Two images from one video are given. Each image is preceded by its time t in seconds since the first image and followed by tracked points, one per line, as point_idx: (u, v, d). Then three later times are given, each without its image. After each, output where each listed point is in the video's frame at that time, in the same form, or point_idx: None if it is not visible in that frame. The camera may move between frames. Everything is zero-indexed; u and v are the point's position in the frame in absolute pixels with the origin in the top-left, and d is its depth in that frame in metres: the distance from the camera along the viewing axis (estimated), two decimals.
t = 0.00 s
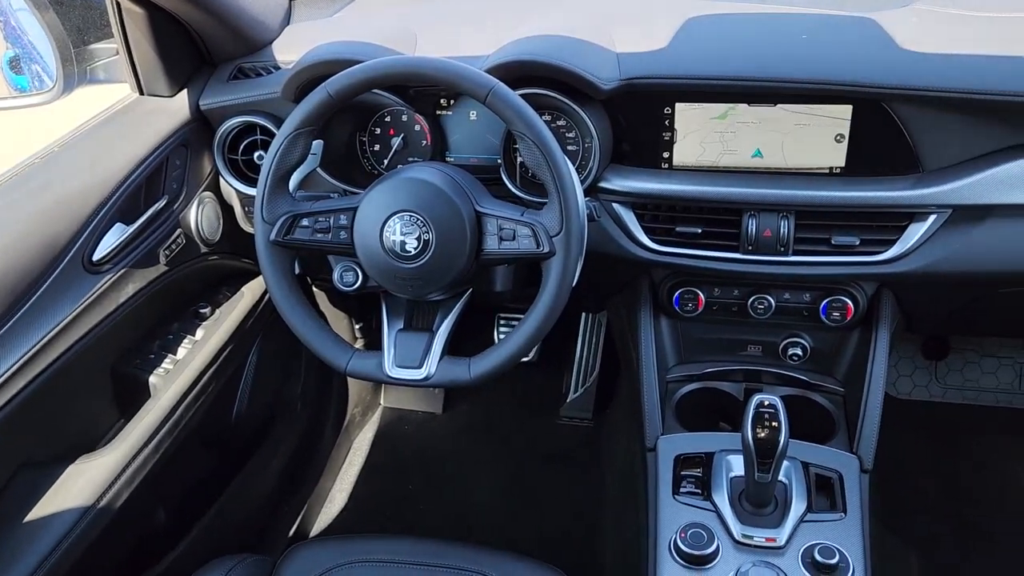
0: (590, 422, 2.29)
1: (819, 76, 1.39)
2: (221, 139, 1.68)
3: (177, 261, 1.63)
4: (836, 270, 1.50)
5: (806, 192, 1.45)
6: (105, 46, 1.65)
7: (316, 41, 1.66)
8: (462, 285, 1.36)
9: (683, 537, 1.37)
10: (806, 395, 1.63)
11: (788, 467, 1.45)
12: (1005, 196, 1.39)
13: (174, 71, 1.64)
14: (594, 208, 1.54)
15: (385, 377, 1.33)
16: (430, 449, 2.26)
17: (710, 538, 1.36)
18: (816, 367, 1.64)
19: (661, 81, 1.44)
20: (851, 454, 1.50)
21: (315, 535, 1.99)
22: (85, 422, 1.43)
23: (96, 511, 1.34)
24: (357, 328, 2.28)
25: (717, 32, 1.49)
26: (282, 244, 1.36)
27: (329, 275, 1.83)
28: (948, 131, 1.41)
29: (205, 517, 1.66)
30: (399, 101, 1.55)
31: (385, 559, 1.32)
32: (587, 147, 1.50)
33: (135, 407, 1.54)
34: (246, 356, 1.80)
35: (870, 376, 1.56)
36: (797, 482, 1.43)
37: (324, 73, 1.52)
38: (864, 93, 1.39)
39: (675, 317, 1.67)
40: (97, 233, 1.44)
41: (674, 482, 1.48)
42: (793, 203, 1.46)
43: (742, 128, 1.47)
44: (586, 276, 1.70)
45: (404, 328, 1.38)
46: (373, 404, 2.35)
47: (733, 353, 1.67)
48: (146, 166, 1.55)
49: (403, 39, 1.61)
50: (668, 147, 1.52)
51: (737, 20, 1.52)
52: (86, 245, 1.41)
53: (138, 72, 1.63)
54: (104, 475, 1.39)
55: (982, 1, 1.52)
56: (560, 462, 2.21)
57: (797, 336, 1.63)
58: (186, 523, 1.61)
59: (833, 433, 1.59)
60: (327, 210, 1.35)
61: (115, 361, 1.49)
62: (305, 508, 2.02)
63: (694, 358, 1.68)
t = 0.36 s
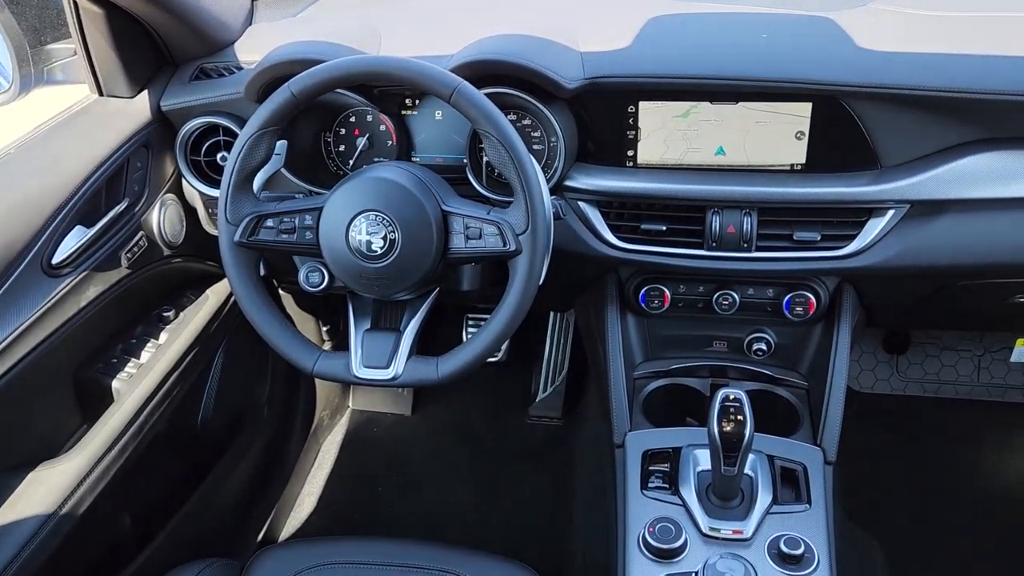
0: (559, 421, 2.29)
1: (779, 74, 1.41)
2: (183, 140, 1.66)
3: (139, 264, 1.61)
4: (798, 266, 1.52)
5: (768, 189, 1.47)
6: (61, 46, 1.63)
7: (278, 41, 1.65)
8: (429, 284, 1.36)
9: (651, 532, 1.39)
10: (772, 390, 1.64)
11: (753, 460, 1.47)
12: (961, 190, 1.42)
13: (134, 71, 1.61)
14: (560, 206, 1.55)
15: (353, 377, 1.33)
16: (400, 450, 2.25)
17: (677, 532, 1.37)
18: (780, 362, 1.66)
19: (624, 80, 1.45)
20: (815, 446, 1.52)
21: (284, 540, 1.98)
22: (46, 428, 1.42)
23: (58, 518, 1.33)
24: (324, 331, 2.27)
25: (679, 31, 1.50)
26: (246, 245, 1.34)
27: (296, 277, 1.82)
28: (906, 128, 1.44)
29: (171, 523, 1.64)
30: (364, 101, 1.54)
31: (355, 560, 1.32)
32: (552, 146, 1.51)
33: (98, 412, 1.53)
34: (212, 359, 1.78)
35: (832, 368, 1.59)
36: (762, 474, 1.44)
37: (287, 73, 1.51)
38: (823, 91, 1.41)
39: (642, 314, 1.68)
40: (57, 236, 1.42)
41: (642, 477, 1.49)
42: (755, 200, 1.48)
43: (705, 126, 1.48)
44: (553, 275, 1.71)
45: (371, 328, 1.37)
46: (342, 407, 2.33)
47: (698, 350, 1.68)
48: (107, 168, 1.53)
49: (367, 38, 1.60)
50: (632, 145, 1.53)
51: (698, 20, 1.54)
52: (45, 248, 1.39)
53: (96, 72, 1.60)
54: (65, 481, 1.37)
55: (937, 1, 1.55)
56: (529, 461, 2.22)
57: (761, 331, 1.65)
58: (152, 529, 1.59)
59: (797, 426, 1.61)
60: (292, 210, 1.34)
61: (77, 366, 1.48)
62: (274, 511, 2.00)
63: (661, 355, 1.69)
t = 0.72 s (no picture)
0: (528, 421, 2.29)
1: (740, 73, 1.43)
2: (141, 142, 1.64)
3: (98, 269, 1.58)
4: (761, 263, 1.54)
5: (730, 186, 1.49)
6: (16, 49, 1.66)
7: (238, 42, 1.64)
8: (394, 285, 1.35)
9: (620, 529, 1.39)
10: (737, 386, 1.66)
11: (719, 456, 1.48)
12: (919, 185, 1.44)
13: (90, 73, 1.58)
14: (525, 206, 1.56)
15: (318, 380, 1.31)
16: (368, 454, 2.24)
17: (646, 529, 1.37)
18: (745, 358, 1.68)
19: (587, 79, 1.45)
20: (780, 441, 1.54)
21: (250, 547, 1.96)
22: (3, 437, 1.39)
23: (16, 529, 1.30)
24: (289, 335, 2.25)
25: (641, 31, 1.51)
26: (207, 248, 1.33)
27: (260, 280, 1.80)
28: (865, 125, 1.46)
29: (134, 532, 1.62)
30: (326, 102, 1.53)
31: (322, 564, 1.31)
32: (516, 145, 1.51)
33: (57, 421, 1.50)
34: (174, 365, 1.76)
35: (797, 362, 1.61)
36: (729, 469, 1.46)
37: (248, 73, 1.49)
38: (782, 89, 1.43)
39: (608, 313, 1.69)
40: (11, 241, 1.39)
41: (611, 475, 1.49)
42: (718, 197, 1.49)
43: (667, 125, 1.49)
44: (518, 275, 1.72)
45: (336, 330, 1.36)
46: (308, 412, 2.32)
47: (664, 347, 1.69)
48: (63, 171, 1.50)
49: (328, 39, 1.59)
50: (596, 144, 1.53)
51: (660, 20, 1.55)
52: None
53: (51, 74, 1.57)
54: (24, 491, 1.34)
55: (893, 0, 1.57)
56: (498, 462, 2.21)
57: (725, 328, 1.66)
58: (114, 539, 1.57)
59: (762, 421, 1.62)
60: (253, 212, 1.32)
61: (35, 373, 1.45)
62: (240, 519, 1.98)
63: (628, 353, 1.70)
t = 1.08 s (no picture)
0: (497, 422, 2.28)
1: (702, 72, 1.44)
2: (100, 146, 1.61)
3: (56, 276, 1.55)
4: (725, 260, 1.55)
5: (694, 184, 1.51)
6: None
7: (198, 43, 1.62)
8: (360, 286, 1.34)
9: (589, 526, 1.40)
10: (704, 381, 1.68)
11: (686, 452, 1.49)
12: (878, 181, 1.47)
13: (45, 75, 1.55)
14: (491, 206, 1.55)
15: (284, 384, 1.30)
16: (336, 458, 2.23)
17: (615, 526, 1.38)
18: (711, 354, 1.69)
19: (550, 79, 1.46)
20: (746, 436, 1.56)
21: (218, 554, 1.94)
22: None
23: None
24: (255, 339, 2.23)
25: (603, 31, 1.52)
26: (169, 251, 1.31)
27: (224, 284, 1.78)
28: (824, 123, 1.48)
29: (98, 542, 1.59)
30: (289, 103, 1.52)
31: (291, 569, 1.29)
32: (481, 146, 1.51)
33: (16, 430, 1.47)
34: (139, 370, 1.75)
35: (761, 357, 1.63)
36: (696, 465, 1.47)
37: (208, 74, 1.47)
38: (743, 88, 1.44)
39: (575, 311, 1.70)
40: None
41: (580, 473, 1.50)
42: (681, 195, 1.51)
43: (631, 124, 1.50)
44: (484, 275, 1.72)
45: (302, 333, 1.35)
46: (275, 417, 2.29)
47: (631, 345, 1.71)
48: (20, 174, 1.46)
49: (290, 40, 1.58)
50: (561, 144, 1.54)
51: (621, 20, 1.56)
52: None
53: (5, 76, 1.53)
54: None
55: None
56: (468, 462, 2.20)
57: (691, 325, 1.68)
58: (76, 549, 1.55)
59: (729, 416, 1.64)
60: (216, 214, 1.31)
61: None
62: (207, 526, 1.95)
63: (594, 351, 1.71)
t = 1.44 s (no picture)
0: (470, 422, 2.28)
1: (668, 70, 1.45)
2: (63, 148, 1.59)
3: (20, 279, 1.52)
4: (693, 256, 1.57)
5: (662, 182, 1.52)
6: None
7: (163, 44, 1.60)
8: (331, 287, 1.33)
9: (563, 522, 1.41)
10: (674, 377, 1.69)
11: (658, 447, 1.50)
12: (842, 177, 1.49)
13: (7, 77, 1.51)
14: (461, 205, 1.54)
15: (255, 386, 1.29)
16: (308, 461, 2.22)
17: (588, 522, 1.39)
18: (681, 350, 1.71)
19: (519, 78, 1.46)
20: (717, 430, 1.57)
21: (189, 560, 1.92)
22: None
23: None
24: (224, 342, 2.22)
25: (571, 31, 1.53)
26: (136, 253, 1.29)
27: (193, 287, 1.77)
28: (789, 121, 1.50)
29: (66, 551, 1.57)
30: (256, 104, 1.51)
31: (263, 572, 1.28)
32: (451, 145, 1.51)
33: None
34: (106, 374, 1.73)
35: (730, 352, 1.64)
36: (668, 460, 1.48)
37: (174, 75, 1.46)
38: (709, 86, 1.45)
39: (547, 310, 1.71)
40: None
41: (553, 470, 1.51)
42: (650, 193, 1.52)
43: (599, 122, 1.51)
44: (456, 274, 1.72)
45: (273, 334, 1.34)
46: (246, 421, 2.28)
47: (603, 342, 1.72)
48: None
49: (256, 39, 1.57)
50: (530, 143, 1.54)
51: (589, 19, 1.57)
52: None
53: None
54: None
55: None
56: (441, 462, 2.20)
57: (661, 321, 1.69)
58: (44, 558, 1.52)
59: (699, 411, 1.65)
60: (184, 216, 1.30)
61: None
62: (178, 532, 1.93)
63: (566, 349, 1.72)
